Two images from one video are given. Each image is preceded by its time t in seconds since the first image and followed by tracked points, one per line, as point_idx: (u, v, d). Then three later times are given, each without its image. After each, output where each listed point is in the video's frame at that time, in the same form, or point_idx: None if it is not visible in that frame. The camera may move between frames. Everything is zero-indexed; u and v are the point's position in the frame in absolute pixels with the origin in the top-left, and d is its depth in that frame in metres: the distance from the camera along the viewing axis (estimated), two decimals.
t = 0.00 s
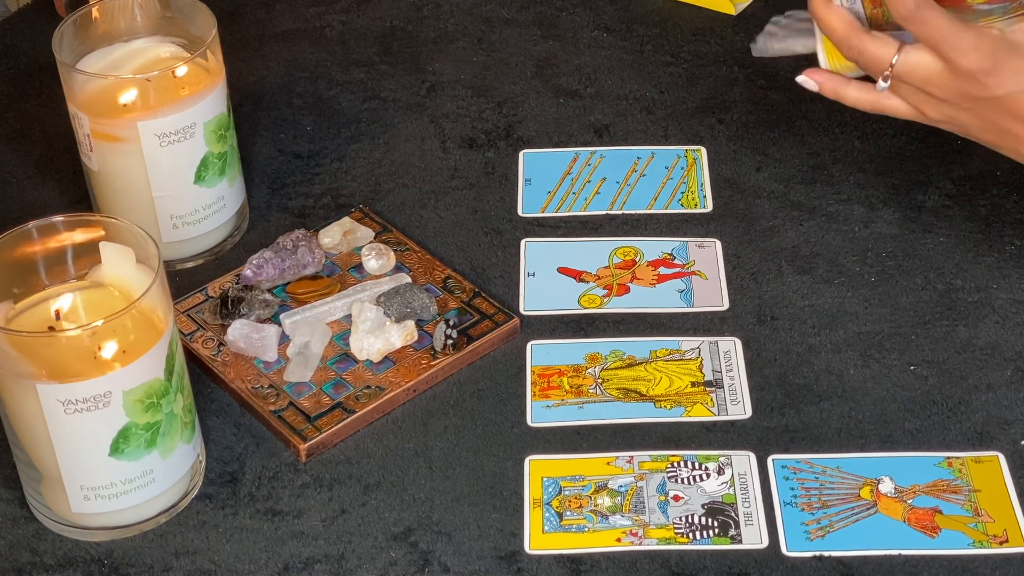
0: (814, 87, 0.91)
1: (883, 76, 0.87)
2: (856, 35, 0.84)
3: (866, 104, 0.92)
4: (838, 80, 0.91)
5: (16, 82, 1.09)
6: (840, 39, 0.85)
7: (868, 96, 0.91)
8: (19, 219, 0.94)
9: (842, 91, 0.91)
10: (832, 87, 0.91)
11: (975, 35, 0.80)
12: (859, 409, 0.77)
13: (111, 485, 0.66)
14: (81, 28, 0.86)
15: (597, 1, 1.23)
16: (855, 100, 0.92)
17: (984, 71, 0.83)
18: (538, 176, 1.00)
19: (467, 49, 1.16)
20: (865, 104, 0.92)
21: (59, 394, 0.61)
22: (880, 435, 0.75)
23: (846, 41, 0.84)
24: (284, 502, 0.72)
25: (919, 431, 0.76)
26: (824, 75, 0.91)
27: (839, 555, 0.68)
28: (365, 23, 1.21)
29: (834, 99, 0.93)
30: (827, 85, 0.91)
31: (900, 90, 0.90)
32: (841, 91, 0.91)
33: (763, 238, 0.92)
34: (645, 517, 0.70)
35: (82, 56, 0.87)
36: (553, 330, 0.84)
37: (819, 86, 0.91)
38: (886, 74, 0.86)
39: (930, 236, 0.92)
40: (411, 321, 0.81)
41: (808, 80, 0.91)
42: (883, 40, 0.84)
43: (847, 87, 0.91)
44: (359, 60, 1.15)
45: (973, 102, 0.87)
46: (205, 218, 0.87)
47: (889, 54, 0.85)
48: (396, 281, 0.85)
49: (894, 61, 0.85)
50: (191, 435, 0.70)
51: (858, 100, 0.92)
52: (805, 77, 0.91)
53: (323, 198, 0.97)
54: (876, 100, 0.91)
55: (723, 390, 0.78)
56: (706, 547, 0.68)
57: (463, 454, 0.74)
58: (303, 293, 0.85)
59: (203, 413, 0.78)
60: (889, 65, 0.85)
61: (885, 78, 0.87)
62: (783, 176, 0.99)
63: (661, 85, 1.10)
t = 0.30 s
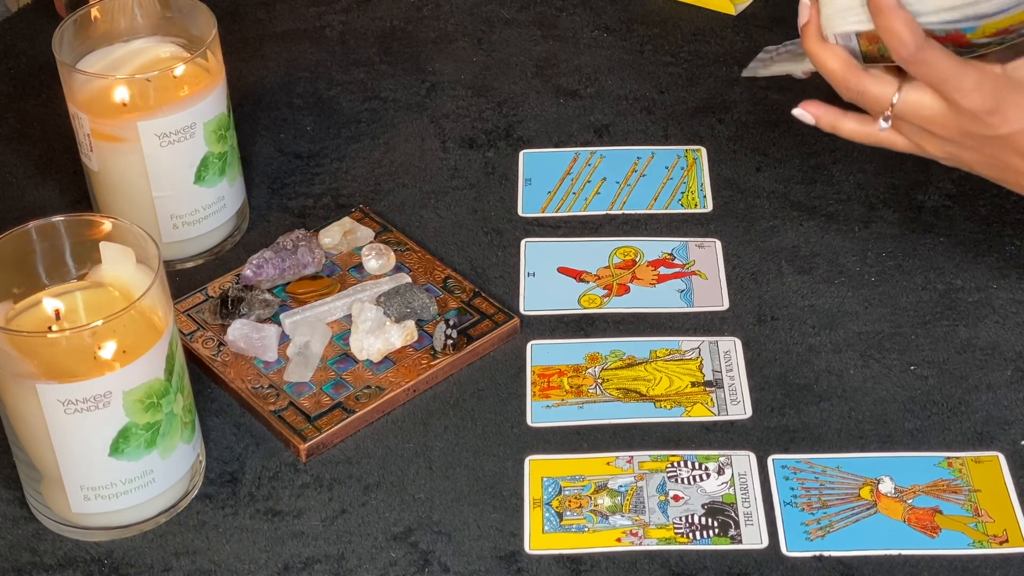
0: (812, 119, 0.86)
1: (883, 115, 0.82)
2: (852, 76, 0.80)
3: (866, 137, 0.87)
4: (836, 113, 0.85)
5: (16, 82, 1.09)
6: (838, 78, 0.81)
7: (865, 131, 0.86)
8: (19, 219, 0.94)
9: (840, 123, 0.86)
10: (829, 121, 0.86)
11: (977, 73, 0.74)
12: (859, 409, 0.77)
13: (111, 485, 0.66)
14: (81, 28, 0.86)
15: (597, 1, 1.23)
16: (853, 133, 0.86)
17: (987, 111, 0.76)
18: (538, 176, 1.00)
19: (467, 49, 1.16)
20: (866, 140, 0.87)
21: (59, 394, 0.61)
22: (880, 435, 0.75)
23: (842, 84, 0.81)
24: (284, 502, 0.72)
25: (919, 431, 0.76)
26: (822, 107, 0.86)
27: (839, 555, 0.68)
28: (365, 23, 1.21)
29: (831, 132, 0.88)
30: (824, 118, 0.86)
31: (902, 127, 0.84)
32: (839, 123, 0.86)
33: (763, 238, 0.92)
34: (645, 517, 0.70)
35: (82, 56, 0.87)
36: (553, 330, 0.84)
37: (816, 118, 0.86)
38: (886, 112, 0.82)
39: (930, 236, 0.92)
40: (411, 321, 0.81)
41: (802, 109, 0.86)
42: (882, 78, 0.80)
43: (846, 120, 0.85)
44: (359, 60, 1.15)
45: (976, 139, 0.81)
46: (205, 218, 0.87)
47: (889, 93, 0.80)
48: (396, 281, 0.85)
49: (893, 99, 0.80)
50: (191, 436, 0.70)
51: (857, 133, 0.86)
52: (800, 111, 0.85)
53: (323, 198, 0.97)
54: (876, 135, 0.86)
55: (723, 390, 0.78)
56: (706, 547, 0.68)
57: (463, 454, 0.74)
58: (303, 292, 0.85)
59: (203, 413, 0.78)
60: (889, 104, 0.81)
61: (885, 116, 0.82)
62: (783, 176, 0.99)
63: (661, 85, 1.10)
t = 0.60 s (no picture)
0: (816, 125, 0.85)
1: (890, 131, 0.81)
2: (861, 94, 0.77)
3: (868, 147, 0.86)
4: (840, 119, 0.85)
5: (16, 82, 1.09)
6: (844, 97, 0.78)
7: (871, 141, 0.85)
8: (19, 218, 0.94)
9: (845, 130, 0.85)
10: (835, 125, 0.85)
11: (986, 96, 0.74)
12: (859, 409, 0.77)
13: (110, 485, 0.66)
14: (81, 28, 0.86)
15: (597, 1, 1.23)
16: (858, 140, 0.86)
17: (995, 133, 0.77)
18: (538, 176, 1.00)
19: (467, 49, 1.16)
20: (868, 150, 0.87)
21: (59, 394, 0.61)
22: (880, 435, 0.75)
23: (849, 100, 0.78)
24: (284, 502, 0.72)
25: (919, 431, 0.76)
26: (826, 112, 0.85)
27: (839, 555, 0.68)
28: (365, 23, 1.21)
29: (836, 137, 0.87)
30: (829, 122, 0.85)
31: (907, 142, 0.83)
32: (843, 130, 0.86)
33: (763, 238, 0.92)
34: (645, 517, 0.70)
35: (82, 56, 0.87)
36: (553, 330, 0.84)
37: (820, 123, 0.85)
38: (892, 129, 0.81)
39: (930, 236, 0.92)
40: (411, 321, 0.81)
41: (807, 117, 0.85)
42: (887, 95, 0.78)
43: (850, 128, 0.85)
44: (359, 60, 1.15)
45: (984, 159, 0.81)
46: (205, 218, 0.87)
47: (895, 111, 0.79)
48: (396, 281, 0.85)
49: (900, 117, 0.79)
50: (191, 436, 0.70)
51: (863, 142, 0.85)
52: (805, 116, 0.84)
53: (323, 198, 0.97)
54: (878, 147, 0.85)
55: (723, 390, 0.78)
56: (706, 547, 0.68)
57: (463, 454, 0.74)
58: (303, 292, 0.85)
59: (203, 413, 0.78)
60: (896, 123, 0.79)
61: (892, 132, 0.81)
62: (783, 176, 0.99)
63: (661, 85, 1.10)
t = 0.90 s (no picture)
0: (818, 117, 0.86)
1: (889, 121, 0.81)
2: (861, 80, 0.77)
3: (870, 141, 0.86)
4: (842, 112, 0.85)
5: (16, 82, 1.09)
6: (844, 84, 0.78)
7: (870, 134, 0.85)
8: (19, 218, 0.94)
9: (845, 123, 0.85)
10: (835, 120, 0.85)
11: (985, 84, 0.73)
12: (859, 409, 0.77)
13: (111, 485, 0.66)
14: (81, 28, 0.86)
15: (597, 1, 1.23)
16: (859, 135, 0.85)
17: (993, 121, 0.76)
18: (538, 176, 1.00)
19: (467, 49, 1.16)
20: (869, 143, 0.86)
21: (58, 394, 0.61)
22: (880, 435, 0.75)
23: (849, 88, 0.78)
24: (284, 502, 0.72)
25: (919, 431, 0.76)
26: (829, 105, 0.85)
27: (839, 555, 0.68)
28: (365, 23, 1.21)
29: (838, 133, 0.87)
30: (831, 117, 0.85)
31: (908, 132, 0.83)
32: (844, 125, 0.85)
33: (763, 238, 0.92)
34: (645, 517, 0.70)
35: (82, 56, 0.87)
36: (553, 330, 0.84)
37: (823, 117, 0.86)
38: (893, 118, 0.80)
39: (930, 236, 0.92)
40: (411, 321, 0.81)
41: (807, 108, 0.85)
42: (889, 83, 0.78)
43: (851, 120, 0.85)
44: (359, 60, 1.15)
45: (981, 150, 0.81)
46: (205, 218, 0.87)
47: (895, 99, 0.78)
48: (396, 281, 0.85)
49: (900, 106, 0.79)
50: (191, 435, 0.70)
51: (863, 136, 0.85)
52: (807, 107, 0.85)
53: (323, 198, 0.97)
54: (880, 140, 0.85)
55: (723, 390, 0.78)
56: (706, 547, 0.68)
57: (463, 454, 0.74)
58: (303, 292, 0.85)
59: (203, 413, 0.78)
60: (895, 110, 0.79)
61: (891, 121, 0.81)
62: (783, 176, 0.99)
63: (661, 85, 1.10)
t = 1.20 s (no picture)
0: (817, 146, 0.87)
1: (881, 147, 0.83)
2: (851, 110, 0.81)
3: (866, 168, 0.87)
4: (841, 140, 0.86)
5: (16, 82, 1.09)
6: (836, 113, 0.82)
7: (866, 160, 0.86)
8: (19, 218, 0.94)
9: (844, 152, 0.86)
10: (835, 150, 0.87)
11: (970, 104, 0.75)
12: (859, 409, 0.77)
13: (111, 485, 0.66)
14: (81, 28, 0.86)
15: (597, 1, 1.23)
16: (856, 163, 0.87)
17: (981, 141, 0.77)
18: (538, 176, 1.00)
19: (467, 49, 1.16)
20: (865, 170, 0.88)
21: (58, 394, 0.61)
22: (880, 435, 0.75)
23: (840, 117, 0.82)
24: (284, 502, 0.72)
25: (919, 431, 0.76)
26: (828, 134, 0.86)
27: (839, 555, 0.68)
28: (365, 23, 1.21)
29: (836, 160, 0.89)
30: (830, 146, 0.87)
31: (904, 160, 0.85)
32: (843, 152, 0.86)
33: (763, 239, 0.92)
34: (645, 517, 0.70)
35: (82, 56, 0.87)
36: (553, 330, 0.84)
37: (821, 146, 0.87)
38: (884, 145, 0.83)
39: (930, 236, 0.92)
40: (411, 321, 0.81)
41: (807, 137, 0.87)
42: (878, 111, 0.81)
43: (849, 148, 0.86)
44: (359, 60, 1.15)
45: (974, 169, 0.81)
46: (205, 218, 0.87)
47: (885, 126, 0.81)
48: (396, 281, 0.85)
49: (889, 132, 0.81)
50: (191, 435, 0.70)
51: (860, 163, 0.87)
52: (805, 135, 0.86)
53: (323, 198, 0.97)
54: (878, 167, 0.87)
55: (723, 390, 0.78)
56: (706, 547, 0.68)
57: (463, 454, 0.74)
58: (303, 292, 0.85)
59: (203, 413, 0.78)
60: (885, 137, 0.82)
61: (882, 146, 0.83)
62: (783, 176, 0.99)
63: (661, 85, 1.10)
